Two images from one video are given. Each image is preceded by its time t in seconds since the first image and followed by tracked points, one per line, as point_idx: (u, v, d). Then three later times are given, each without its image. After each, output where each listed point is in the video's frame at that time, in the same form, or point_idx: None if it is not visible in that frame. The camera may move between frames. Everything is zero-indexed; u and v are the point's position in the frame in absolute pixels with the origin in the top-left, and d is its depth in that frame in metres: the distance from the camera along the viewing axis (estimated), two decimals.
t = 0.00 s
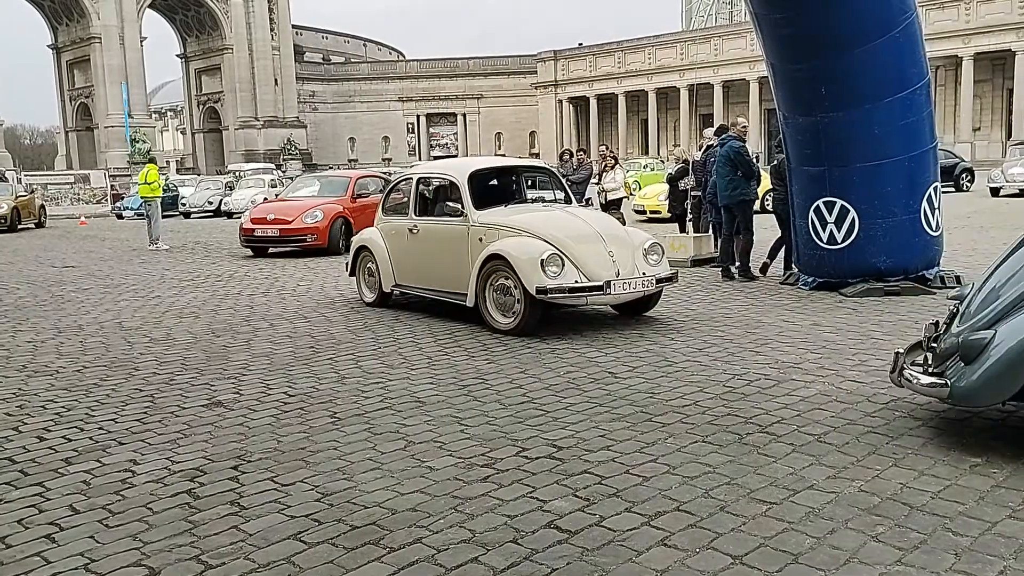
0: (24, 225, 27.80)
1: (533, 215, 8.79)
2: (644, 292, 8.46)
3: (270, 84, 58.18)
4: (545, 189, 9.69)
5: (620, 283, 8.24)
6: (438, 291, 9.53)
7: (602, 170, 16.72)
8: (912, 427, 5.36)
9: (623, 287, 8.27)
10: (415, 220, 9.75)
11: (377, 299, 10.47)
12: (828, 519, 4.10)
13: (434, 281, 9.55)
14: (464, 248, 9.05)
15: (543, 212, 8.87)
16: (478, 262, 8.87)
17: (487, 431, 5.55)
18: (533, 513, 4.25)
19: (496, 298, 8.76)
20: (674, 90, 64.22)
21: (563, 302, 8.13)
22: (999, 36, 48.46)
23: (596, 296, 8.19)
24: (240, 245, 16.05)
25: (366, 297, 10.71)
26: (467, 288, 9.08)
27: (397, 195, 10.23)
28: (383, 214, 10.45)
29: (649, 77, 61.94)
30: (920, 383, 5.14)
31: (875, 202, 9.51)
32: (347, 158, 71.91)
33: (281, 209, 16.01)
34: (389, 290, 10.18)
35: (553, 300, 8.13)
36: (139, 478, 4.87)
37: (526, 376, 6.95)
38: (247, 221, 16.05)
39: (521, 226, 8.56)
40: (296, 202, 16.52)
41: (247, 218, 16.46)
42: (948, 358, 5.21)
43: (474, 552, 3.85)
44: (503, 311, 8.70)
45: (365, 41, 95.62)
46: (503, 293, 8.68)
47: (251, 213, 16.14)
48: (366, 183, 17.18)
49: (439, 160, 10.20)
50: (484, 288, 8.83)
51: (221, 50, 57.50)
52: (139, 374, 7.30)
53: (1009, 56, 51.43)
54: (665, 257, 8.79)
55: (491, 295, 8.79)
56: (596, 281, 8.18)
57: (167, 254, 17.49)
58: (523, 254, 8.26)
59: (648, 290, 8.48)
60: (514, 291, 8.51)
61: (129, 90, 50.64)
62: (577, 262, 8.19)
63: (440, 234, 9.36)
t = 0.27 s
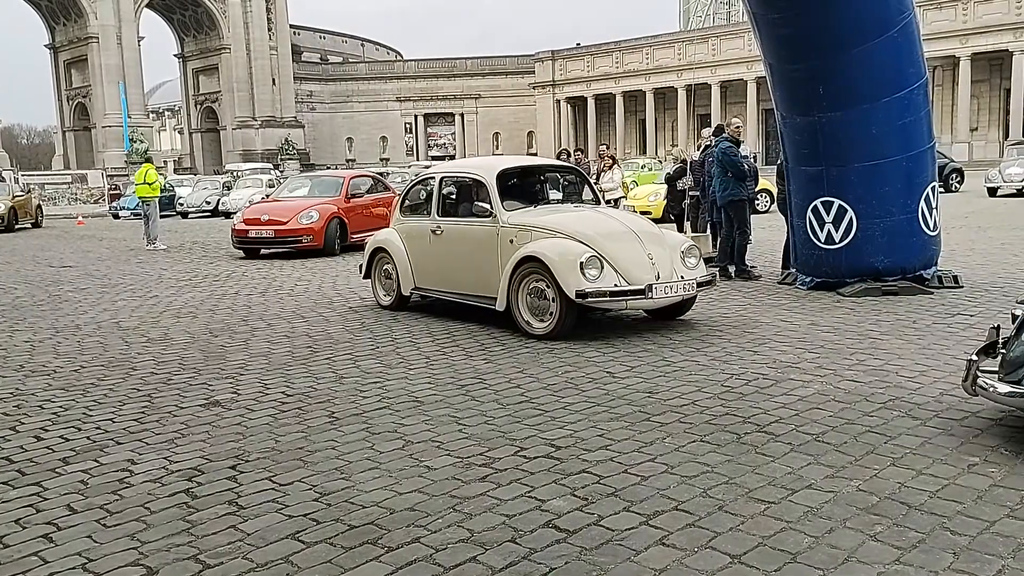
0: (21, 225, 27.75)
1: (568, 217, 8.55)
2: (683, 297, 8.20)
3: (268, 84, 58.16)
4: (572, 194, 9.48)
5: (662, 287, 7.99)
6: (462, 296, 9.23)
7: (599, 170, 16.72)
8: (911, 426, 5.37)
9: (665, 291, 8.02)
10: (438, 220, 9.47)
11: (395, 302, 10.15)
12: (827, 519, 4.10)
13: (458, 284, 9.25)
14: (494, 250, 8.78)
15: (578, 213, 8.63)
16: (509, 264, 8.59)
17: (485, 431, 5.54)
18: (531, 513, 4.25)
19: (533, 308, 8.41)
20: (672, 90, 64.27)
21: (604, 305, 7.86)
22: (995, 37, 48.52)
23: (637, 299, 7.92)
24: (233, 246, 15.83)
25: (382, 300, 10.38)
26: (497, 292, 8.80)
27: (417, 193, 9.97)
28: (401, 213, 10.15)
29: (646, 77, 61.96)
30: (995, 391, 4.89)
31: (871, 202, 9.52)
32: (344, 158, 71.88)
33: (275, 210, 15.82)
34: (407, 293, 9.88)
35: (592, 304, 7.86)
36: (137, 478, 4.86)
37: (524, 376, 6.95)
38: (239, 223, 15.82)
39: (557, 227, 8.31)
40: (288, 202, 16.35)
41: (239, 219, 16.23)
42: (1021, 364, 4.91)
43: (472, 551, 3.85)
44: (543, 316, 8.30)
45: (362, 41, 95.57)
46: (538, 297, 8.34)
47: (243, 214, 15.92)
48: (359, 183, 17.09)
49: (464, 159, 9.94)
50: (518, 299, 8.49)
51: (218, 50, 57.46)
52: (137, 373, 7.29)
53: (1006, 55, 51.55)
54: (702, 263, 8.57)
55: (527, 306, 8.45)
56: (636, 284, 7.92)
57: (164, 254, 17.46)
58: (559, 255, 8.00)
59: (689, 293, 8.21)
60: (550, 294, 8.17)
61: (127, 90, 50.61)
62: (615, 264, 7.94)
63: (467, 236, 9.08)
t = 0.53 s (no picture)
0: (20, 225, 27.75)
1: (601, 214, 8.27)
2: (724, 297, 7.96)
3: (269, 84, 58.17)
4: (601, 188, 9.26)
5: (705, 288, 7.75)
6: (489, 297, 8.97)
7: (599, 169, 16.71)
8: (912, 426, 5.36)
9: (708, 292, 7.78)
10: (463, 219, 9.22)
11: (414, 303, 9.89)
12: (827, 517, 4.10)
13: (485, 285, 9.00)
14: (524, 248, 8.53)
15: (611, 210, 8.35)
16: (541, 263, 8.33)
17: (485, 430, 5.53)
18: (531, 512, 4.24)
19: (569, 310, 8.16)
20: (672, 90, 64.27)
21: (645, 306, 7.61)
22: (996, 36, 48.50)
23: (680, 300, 7.67)
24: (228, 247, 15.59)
25: (401, 302, 10.12)
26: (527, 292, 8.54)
27: (439, 191, 9.74)
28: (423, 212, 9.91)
29: (646, 77, 61.96)
30: None
31: (871, 202, 9.52)
32: (344, 158, 71.89)
33: (272, 209, 15.59)
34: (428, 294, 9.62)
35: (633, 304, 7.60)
36: (136, 477, 4.86)
37: (524, 375, 6.94)
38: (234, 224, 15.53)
39: (593, 224, 8.04)
40: (283, 203, 16.11)
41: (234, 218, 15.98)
42: None
43: (472, 550, 3.85)
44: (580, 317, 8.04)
45: (362, 41, 95.57)
46: (573, 299, 8.09)
47: (238, 216, 15.64)
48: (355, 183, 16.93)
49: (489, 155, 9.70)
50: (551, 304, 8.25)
51: (218, 49, 57.45)
52: (136, 373, 7.29)
53: (1006, 55, 51.56)
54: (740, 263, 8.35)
55: (561, 309, 8.21)
56: (679, 284, 7.67)
57: (163, 253, 17.46)
58: (598, 254, 7.73)
59: (730, 294, 7.98)
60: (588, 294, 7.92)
61: (127, 90, 50.60)
62: (657, 263, 7.67)
63: (494, 235, 8.82)
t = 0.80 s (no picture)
0: (19, 225, 27.75)
1: (634, 214, 8.05)
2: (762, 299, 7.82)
3: (269, 83, 58.17)
4: (629, 185, 9.05)
5: (746, 289, 7.61)
6: (516, 298, 8.77)
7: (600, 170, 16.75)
8: (912, 425, 5.36)
9: (749, 293, 7.63)
10: (487, 219, 9.02)
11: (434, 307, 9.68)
12: (826, 516, 4.10)
13: (511, 286, 8.78)
14: (553, 249, 8.32)
15: (642, 210, 8.15)
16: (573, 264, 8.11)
17: (485, 429, 5.53)
18: (531, 511, 4.25)
19: (604, 315, 7.92)
20: (673, 90, 64.27)
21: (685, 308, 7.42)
22: (996, 36, 48.48)
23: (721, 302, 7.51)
24: (224, 249, 15.25)
25: (420, 305, 9.90)
26: (556, 294, 8.33)
27: (462, 192, 9.54)
28: (444, 214, 9.70)
29: (646, 77, 61.97)
30: None
31: (871, 202, 9.53)
32: (345, 158, 71.89)
33: (268, 210, 15.27)
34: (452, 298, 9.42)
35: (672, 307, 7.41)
36: (136, 476, 4.86)
37: (524, 374, 6.95)
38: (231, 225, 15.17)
39: (627, 224, 7.82)
40: (279, 203, 15.78)
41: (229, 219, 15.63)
42: None
43: (472, 549, 3.85)
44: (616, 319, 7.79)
45: (362, 41, 95.58)
46: (606, 301, 7.87)
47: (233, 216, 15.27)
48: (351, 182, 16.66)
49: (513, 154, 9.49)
50: (585, 312, 8.03)
51: (218, 49, 57.46)
52: (136, 373, 7.28)
53: (1006, 55, 51.55)
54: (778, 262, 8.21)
55: (596, 316, 7.97)
56: (719, 286, 7.50)
57: (163, 253, 17.46)
58: (634, 254, 7.53)
59: (769, 294, 7.86)
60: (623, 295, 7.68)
61: (127, 89, 50.60)
62: (696, 265, 7.48)
63: (521, 235, 8.61)
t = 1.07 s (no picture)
0: (19, 225, 27.76)
1: (669, 215, 7.76)
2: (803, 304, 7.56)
3: (269, 83, 58.18)
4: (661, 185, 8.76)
5: (790, 294, 7.34)
6: (542, 302, 8.48)
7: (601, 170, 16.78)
8: (911, 424, 5.36)
9: (793, 298, 7.37)
10: (512, 220, 8.74)
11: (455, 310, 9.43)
12: (826, 515, 4.10)
13: (537, 289, 8.50)
14: (583, 251, 8.03)
15: (676, 210, 7.84)
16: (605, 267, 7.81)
17: (486, 429, 5.54)
18: (531, 510, 4.25)
19: (641, 322, 7.61)
20: (673, 90, 64.26)
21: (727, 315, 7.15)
22: (997, 36, 48.49)
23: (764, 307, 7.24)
24: (221, 252, 14.81)
25: (440, 308, 9.65)
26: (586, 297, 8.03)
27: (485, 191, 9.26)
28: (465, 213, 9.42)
29: (646, 77, 62.02)
30: None
31: (871, 201, 9.54)
32: (345, 158, 71.93)
33: (268, 212, 14.85)
34: (473, 301, 9.17)
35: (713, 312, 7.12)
36: (137, 475, 4.87)
37: (524, 374, 6.95)
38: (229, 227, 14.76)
39: (662, 226, 7.53)
40: (278, 204, 15.38)
41: (226, 221, 15.19)
42: None
43: (472, 548, 3.85)
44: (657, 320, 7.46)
45: (363, 41, 95.62)
46: (642, 306, 7.57)
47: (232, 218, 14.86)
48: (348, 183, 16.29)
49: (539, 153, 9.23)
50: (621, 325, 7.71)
51: (219, 49, 57.49)
52: (136, 372, 7.28)
53: (1007, 54, 51.53)
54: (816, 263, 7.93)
55: (634, 326, 7.65)
56: (762, 291, 7.23)
57: (164, 253, 17.47)
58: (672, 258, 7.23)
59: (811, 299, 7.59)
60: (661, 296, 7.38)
61: (127, 90, 50.60)
62: (736, 269, 7.20)
63: (548, 236, 8.33)
